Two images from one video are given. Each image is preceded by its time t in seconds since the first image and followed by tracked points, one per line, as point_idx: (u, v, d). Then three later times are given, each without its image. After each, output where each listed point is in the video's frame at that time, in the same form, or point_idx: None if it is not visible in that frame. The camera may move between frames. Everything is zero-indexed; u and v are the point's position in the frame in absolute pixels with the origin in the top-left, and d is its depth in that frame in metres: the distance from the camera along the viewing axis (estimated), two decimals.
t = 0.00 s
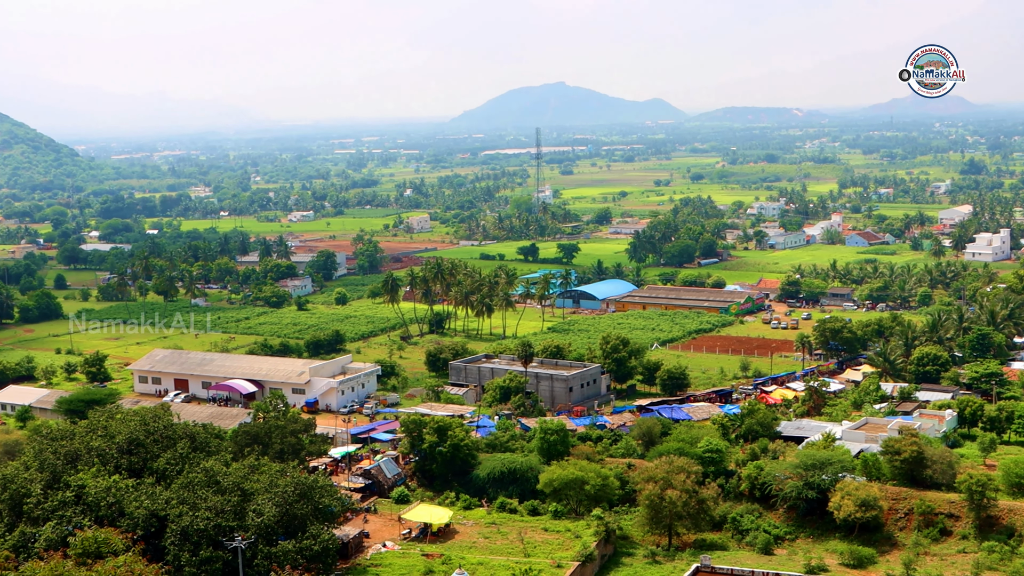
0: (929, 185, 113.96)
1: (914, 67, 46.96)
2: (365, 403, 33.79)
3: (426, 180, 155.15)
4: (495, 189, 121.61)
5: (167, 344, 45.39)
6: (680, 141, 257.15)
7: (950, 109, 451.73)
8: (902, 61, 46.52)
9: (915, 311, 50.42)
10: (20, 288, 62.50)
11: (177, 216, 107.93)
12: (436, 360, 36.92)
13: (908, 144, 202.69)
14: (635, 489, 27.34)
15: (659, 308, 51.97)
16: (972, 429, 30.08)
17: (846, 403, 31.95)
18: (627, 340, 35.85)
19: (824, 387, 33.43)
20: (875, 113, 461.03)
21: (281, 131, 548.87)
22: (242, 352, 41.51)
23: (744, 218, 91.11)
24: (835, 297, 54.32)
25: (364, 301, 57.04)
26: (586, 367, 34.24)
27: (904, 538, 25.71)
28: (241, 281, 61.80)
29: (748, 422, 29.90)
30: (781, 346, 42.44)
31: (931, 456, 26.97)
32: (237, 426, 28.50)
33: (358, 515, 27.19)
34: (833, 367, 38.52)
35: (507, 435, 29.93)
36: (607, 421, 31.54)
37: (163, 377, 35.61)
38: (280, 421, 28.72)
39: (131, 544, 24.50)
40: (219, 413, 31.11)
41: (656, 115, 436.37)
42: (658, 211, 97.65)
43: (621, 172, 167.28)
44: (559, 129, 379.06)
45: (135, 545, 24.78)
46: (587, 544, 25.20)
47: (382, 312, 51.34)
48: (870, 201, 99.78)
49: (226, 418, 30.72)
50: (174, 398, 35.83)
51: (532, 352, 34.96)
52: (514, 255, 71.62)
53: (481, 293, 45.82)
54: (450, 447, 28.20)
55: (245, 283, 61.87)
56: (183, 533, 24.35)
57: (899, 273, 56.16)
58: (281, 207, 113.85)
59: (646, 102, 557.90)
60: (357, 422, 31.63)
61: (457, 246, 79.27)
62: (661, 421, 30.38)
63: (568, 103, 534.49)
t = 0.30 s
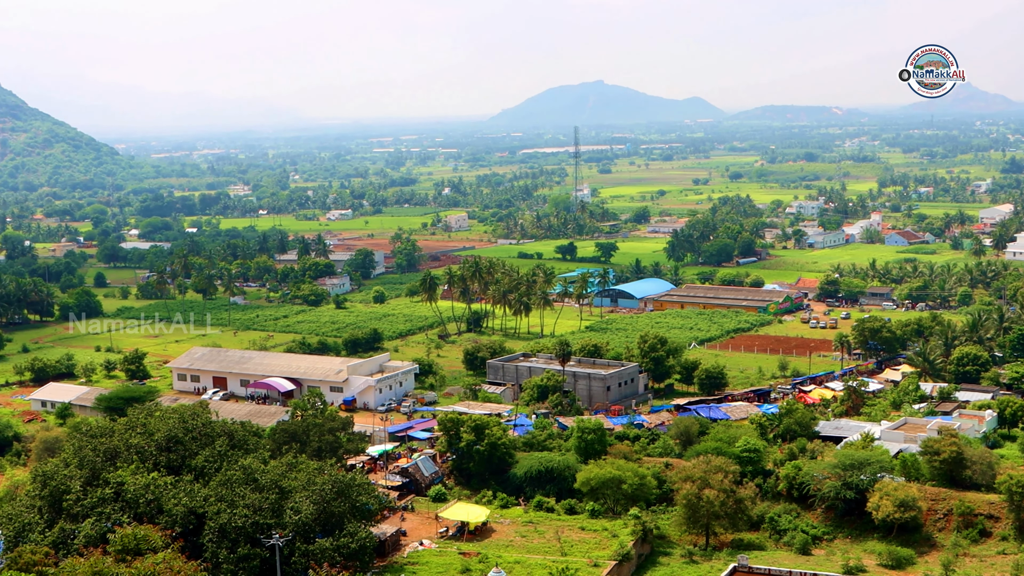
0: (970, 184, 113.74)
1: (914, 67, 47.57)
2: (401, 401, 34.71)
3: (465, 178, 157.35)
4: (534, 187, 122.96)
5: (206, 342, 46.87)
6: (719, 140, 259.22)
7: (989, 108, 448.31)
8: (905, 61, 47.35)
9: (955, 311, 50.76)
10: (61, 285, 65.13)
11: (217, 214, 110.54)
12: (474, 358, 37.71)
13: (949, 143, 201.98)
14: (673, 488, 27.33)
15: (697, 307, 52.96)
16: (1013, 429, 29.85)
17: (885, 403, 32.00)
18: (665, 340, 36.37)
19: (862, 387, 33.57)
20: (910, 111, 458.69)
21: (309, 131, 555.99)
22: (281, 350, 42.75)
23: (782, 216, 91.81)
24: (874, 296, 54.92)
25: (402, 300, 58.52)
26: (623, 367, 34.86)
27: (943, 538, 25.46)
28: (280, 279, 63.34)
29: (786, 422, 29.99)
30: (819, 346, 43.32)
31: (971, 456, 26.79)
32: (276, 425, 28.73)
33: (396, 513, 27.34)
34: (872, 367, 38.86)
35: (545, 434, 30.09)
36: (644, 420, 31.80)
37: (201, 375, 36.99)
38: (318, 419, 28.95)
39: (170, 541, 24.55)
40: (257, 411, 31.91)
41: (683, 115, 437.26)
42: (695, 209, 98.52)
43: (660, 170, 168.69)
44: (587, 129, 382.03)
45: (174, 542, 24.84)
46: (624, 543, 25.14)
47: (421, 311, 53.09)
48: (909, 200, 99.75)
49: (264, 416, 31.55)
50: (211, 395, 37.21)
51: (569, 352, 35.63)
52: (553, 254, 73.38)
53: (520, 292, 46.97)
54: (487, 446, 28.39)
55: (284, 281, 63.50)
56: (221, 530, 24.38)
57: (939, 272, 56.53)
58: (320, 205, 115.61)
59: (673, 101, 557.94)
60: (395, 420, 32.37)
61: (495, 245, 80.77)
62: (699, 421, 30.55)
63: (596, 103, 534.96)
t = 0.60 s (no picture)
0: (1009, 183, 113.09)
1: (917, 66, 49.28)
2: (436, 399, 35.06)
3: (501, 176, 158.51)
4: (570, 185, 123.54)
5: (242, 339, 47.57)
6: (756, 139, 259.33)
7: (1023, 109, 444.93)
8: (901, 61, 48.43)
9: (993, 311, 50.77)
10: (99, 282, 66.40)
11: (253, 212, 111.73)
12: (509, 357, 38.14)
13: (987, 142, 200.67)
14: (708, 487, 27.32)
15: (734, 306, 53.31)
16: None
17: (922, 403, 31.95)
18: (701, 338, 36.56)
19: (899, 387, 33.57)
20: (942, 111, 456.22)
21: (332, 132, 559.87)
22: (317, 348, 43.30)
23: (819, 215, 92.03)
24: (912, 295, 55.04)
25: (438, 298, 59.12)
26: (659, 365, 35.03)
27: (981, 540, 25.22)
28: (315, 277, 64.06)
29: (822, 421, 30.00)
30: (856, 345, 43.54)
31: (1009, 457, 26.57)
32: (312, 422, 28.90)
33: (431, 510, 27.44)
34: (910, 367, 38.89)
35: (580, 432, 30.22)
36: (680, 418, 31.93)
37: (238, 373, 37.57)
38: (353, 416, 29.08)
39: (207, 537, 24.60)
40: (292, 408, 32.29)
41: (709, 115, 437.05)
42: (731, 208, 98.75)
43: (697, 169, 168.60)
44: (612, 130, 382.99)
45: (210, 539, 24.89)
46: (659, 543, 25.09)
47: (456, 309, 53.83)
48: (947, 199, 99.41)
49: (300, 413, 31.96)
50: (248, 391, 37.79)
51: (605, 350, 35.82)
52: (588, 252, 73.90)
53: (555, 290, 47.30)
54: (522, 444, 28.49)
55: (319, 278, 63.77)
56: (257, 527, 24.42)
57: (977, 272, 56.49)
58: (356, 203, 116.09)
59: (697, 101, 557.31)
60: (429, 418, 32.66)
61: (531, 243, 81.41)
62: (734, 420, 30.63)
63: (622, 104, 534.94)
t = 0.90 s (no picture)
0: None
1: (914, 66, 50.39)
2: (464, 397, 35.39)
3: (530, 174, 159.15)
4: (599, 184, 123.90)
5: (272, 337, 48.12)
6: (785, 137, 259.29)
7: None
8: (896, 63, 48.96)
9: None
10: (128, 279, 67.19)
11: (281, 210, 112.44)
12: (539, 355, 39.06)
13: (1019, 141, 199.54)
14: (735, 486, 27.31)
15: (761, 305, 53.64)
16: None
17: (951, 403, 31.91)
18: (728, 337, 36.81)
19: (927, 387, 33.60)
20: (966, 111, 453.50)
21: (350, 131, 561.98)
22: (346, 345, 43.75)
23: (848, 214, 92.21)
24: (941, 294, 55.11)
25: (465, 295, 59.50)
26: (687, 364, 35.25)
27: (1010, 540, 25.00)
28: (343, 274, 64.65)
29: (850, 420, 30.04)
30: (885, 344, 43.75)
31: None
32: (340, 419, 29.05)
33: (458, 508, 27.52)
34: (939, 366, 38.90)
35: (607, 431, 30.37)
36: (707, 417, 32.10)
37: (265, 370, 38.01)
38: (381, 413, 29.21)
39: (236, 534, 24.53)
40: (320, 405, 32.69)
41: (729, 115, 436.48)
42: (760, 207, 98.95)
43: (725, 168, 168.68)
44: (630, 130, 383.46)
45: (237, 535, 24.88)
46: (686, 541, 25.02)
47: (484, 306, 54.31)
48: (978, 198, 99.14)
49: (328, 410, 32.35)
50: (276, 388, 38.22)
51: (632, 348, 36.06)
52: (617, 251, 74.38)
53: (583, 288, 47.66)
54: (550, 442, 28.58)
55: (348, 276, 64.61)
56: (284, 524, 24.45)
57: (1007, 271, 56.47)
58: (384, 201, 116.33)
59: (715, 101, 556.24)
60: (456, 416, 32.96)
61: (559, 241, 81.80)
62: (761, 419, 30.75)
63: (639, 104, 534.92)
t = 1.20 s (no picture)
0: None
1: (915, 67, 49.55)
2: (494, 394, 35.56)
3: (560, 172, 159.53)
4: (630, 182, 124.05)
5: (303, 334, 48.44)
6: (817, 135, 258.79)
7: None
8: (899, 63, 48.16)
9: None
10: (160, 275, 67.77)
11: (312, 207, 112.60)
12: (568, 353, 39.26)
13: None
14: (766, 485, 27.28)
15: (793, 303, 53.63)
16: None
17: (983, 402, 31.80)
18: (759, 335, 36.88)
19: (959, 386, 33.53)
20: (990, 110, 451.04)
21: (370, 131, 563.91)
22: (377, 342, 44.02)
23: (880, 212, 92.16)
24: (974, 293, 54.86)
25: (496, 292, 59.69)
26: (717, 362, 35.30)
27: None
28: (374, 272, 65.10)
29: (881, 420, 30.02)
30: (917, 343, 43.68)
31: None
32: (371, 417, 29.20)
33: (488, 505, 27.61)
34: (971, 366, 38.78)
35: (637, 429, 30.46)
36: (737, 416, 32.16)
37: (296, 367, 38.28)
38: (411, 411, 29.35)
39: (267, 530, 24.56)
40: (351, 402, 32.98)
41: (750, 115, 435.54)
42: (791, 205, 98.85)
43: (756, 165, 168.37)
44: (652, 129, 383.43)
45: (269, 532, 24.89)
46: (716, 539, 24.96)
47: (515, 303, 54.50)
48: (1012, 197, 98.63)
49: (358, 407, 32.65)
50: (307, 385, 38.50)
51: (663, 346, 36.14)
52: (648, 248, 74.52)
53: (613, 286, 47.79)
54: (580, 440, 28.65)
55: (378, 273, 65.13)
56: (315, 520, 24.48)
57: None
58: (414, 198, 116.94)
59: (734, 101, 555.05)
60: (486, 413, 33.15)
61: (590, 239, 81.94)
62: (792, 418, 30.79)
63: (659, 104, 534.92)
